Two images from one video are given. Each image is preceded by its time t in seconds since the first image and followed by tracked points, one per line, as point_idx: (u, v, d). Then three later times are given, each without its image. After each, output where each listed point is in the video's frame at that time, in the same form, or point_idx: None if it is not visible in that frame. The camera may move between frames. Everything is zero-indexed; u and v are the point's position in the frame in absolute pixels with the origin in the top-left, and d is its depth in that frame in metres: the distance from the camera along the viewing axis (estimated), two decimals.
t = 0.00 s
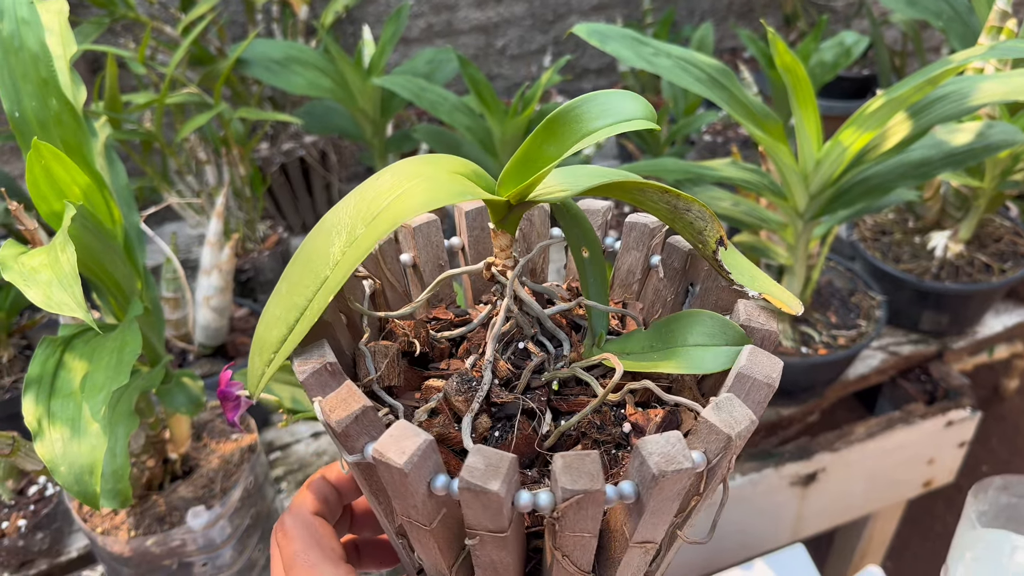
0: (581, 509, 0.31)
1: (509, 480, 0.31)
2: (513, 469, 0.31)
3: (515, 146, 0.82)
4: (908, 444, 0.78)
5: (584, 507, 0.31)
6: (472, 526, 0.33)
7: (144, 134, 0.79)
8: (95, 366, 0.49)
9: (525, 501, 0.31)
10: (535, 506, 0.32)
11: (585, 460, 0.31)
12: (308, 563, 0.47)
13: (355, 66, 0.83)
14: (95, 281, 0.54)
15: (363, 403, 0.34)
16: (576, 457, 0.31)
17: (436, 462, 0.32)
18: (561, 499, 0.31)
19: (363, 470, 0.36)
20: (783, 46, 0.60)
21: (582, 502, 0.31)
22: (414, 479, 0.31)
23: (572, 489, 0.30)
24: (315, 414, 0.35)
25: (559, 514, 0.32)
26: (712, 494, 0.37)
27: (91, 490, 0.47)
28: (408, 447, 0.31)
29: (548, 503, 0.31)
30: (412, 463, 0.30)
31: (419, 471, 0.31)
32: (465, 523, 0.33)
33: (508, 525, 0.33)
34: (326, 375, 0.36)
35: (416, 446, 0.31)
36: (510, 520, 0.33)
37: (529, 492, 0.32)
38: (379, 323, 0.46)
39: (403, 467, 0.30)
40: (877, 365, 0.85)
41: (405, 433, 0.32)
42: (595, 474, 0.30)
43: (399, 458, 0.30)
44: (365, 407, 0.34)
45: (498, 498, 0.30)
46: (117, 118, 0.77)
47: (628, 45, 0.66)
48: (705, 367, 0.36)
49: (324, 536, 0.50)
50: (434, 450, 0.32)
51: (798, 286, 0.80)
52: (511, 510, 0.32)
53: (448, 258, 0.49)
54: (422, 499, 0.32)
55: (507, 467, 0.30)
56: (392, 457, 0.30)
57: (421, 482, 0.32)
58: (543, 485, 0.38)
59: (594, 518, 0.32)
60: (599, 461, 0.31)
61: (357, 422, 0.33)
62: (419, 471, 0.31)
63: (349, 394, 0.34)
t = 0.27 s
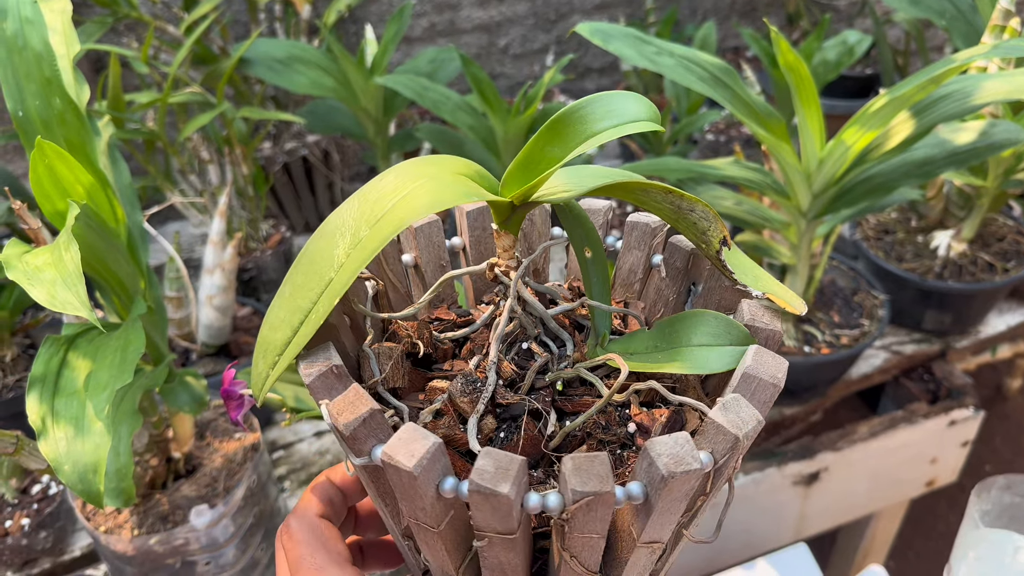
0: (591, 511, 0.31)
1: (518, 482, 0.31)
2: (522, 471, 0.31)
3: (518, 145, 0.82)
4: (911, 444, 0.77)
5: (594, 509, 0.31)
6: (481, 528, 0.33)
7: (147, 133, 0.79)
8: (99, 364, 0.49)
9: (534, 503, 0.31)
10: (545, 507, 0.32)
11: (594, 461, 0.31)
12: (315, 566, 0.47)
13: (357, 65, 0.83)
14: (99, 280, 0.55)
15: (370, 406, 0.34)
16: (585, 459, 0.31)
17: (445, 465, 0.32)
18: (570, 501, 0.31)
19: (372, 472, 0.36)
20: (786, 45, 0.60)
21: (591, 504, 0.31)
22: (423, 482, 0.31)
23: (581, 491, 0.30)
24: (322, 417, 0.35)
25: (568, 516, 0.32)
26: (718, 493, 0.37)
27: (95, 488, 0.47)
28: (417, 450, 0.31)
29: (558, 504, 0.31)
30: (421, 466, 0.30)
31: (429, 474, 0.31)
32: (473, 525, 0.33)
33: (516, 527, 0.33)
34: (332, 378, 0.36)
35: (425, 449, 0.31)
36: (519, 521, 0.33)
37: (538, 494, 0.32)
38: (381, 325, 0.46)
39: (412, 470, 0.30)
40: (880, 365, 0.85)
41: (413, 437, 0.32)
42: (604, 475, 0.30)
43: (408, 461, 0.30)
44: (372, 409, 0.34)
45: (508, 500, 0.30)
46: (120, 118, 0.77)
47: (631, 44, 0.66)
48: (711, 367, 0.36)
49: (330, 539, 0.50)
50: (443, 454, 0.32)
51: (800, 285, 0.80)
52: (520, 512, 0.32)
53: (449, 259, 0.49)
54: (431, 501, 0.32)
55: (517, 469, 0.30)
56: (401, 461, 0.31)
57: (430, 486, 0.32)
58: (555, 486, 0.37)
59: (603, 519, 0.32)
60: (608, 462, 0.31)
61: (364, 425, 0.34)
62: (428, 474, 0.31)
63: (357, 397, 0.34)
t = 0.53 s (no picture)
0: (587, 508, 0.31)
1: (515, 479, 0.31)
2: (519, 468, 0.31)
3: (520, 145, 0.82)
4: (913, 443, 0.77)
5: (590, 506, 0.31)
6: (478, 525, 0.33)
7: (149, 133, 0.80)
8: (102, 363, 0.50)
9: (532, 500, 0.31)
10: (541, 504, 0.32)
11: (590, 458, 0.31)
12: (316, 563, 0.47)
13: (359, 65, 0.83)
14: (101, 280, 0.55)
15: (369, 404, 0.34)
16: (582, 456, 0.31)
17: (443, 462, 0.32)
18: (567, 498, 0.31)
19: (370, 469, 0.36)
20: (788, 44, 0.60)
21: (587, 501, 0.31)
22: (420, 478, 0.31)
23: (578, 488, 0.30)
24: (321, 415, 0.35)
25: (565, 513, 0.32)
26: (717, 491, 0.37)
27: (98, 487, 0.47)
28: (414, 447, 0.31)
29: (554, 501, 0.31)
30: (417, 463, 0.30)
31: (426, 471, 0.31)
32: (471, 522, 0.33)
33: (513, 524, 0.33)
34: (331, 377, 0.36)
35: (421, 446, 0.31)
36: (516, 518, 0.33)
37: (535, 491, 0.32)
38: (383, 324, 0.46)
39: (409, 467, 0.30)
40: (882, 364, 0.84)
41: (409, 434, 0.32)
42: (600, 472, 0.30)
43: (405, 458, 0.30)
44: (371, 407, 0.34)
45: (504, 497, 0.30)
46: (122, 117, 0.77)
47: (633, 44, 0.66)
48: (709, 365, 0.36)
49: (331, 537, 0.50)
50: (439, 451, 0.32)
51: (802, 285, 0.80)
52: (516, 508, 0.31)
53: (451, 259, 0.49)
54: (428, 498, 0.32)
55: (513, 466, 0.30)
56: (398, 457, 0.31)
57: (427, 482, 0.32)
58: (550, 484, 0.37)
59: (600, 516, 0.32)
60: (604, 460, 0.31)
61: (363, 423, 0.34)
62: (424, 471, 0.31)
63: (356, 396, 0.34)
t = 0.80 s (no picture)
0: (588, 504, 0.31)
1: (516, 475, 0.31)
2: (522, 465, 0.31)
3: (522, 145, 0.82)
4: (915, 443, 0.77)
5: (591, 502, 0.31)
6: (480, 520, 0.33)
7: (152, 133, 0.80)
8: (104, 364, 0.50)
9: (533, 497, 0.31)
10: (542, 501, 0.32)
11: (592, 456, 0.31)
12: (319, 558, 0.47)
13: (361, 65, 0.83)
14: (104, 280, 0.55)
15: (372, 399, 0.34)
16: (584, 453, 0.31)
17: (445, 458, 0.32)
18: (568, 494, 0.31)
19: (373, 463, 0.36)
20: (790, 44, 0.60)
21: (589, 498, 0.31)
22: (422, 474, 0.31)
23: (579, 484, 0.30)
24: (325, 409, 0.35)
25: (566, 510, 0.32)
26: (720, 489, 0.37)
27: (100, 487, 0.47)
28: (416, 442, 0.31)
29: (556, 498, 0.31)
30: (419, 458, 0.30)
31: (428, 466, 0.31)
32: (473, 518, 0.33)
33: (515, 520, 0.33)
34: (335, 371, 0.36)
35: (424, 441, 0.31)
36: (518, 515, 0.33)
37: (537, 487, 0.32)
38: (387, 319, 0.46)
39: (410, 462, 0.30)
40: (885, 364, 0.84)
41: (412, 430, 0.32)
42: (602, 469, 0.30)
43: (407, 453, 0.30)
44: (374, 402, 0.34)
45: (505, 493, 0.30)
46: (125, 118, 0.77)
47: (634, 44, 0.66)
48: (713, 363, 0.36)
49: (333, 531, 0.50)
50: (442, 447, 0.32)
51: (804, 284, 0.80)
52: (517, 504, 0.32)
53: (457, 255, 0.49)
54: (430, 493, 0.32)
55: (515, 463, 0.30)
56: (400, 452, 0.31)
57: (429, 477, 0.32)
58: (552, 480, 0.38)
59: (602, 514, 0.32)
60: (607, 457, 0.31)
61: (366, 417, 0.34)
62: (426, 467, 0.31)
63: (359, 390, 0.34)
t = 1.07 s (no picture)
0: (603, 508, 0.32)
1: (532, 478, 0.31)
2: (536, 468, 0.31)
3: (524, 145, 0.82)
4: (917, 443, 0.77)
5: (606, 506, 0.31)
6: (493, 523, 0.33)
7: (154, 134, 0.80)
8: (107, 364, 0.50)
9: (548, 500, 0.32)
10: (556, 504, 0.32)
11: (608, 459, 0.31)
12: (325, 560, 0.47)
13: (363, 66, 0.84)
14: (106, 280, 0.55)
15: (384, 402, 0.34)
16: (600, 457, 0.31)
17: (458, 461, 0.32)
18: (584, 498, 0.31)
19: (383, 465, 0.37)
20: (790, 44, 0.61)
21: (604, 501, 0.31)
22: (437, 477, 0.31)
23: (596, 488, 0.30)
24: (336, 412, 0.36)
25: (580, 513, 0.32)
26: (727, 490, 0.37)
27: (103, 487, 0.47)
28: (431, 445, 0.31)
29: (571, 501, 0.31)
30: (434, 462, 0.31)
31: (442, 469, 0.31)
32: (485, 520, 0.34)
33: (528, 523, 0.33)
34: (344, 372, 0.36)
35: (438, 445, 0.31)
36: (531, 518, 0.33)
37: (550, 490, 0.32)
38: (391, 319, 0.46)
39: (426, 465, 0.30)
40: (886, 364, 0.84)
41: (427, 433, 0.32)
42: (618, 473, 0.30)
43: (422, 457, 0.31)
44: (386, 405, 0.34)
45: (521, 496, 0.30)
46: (127, 118, 0.77)
47: (636, 44, 0.66)
48: (718, 365, 0.36)
49: (339, 531, 0.50)
50: (456, 450, 0.32)
51: (806, 284, 0.80)
52: (532, 507, 0.32)
53: (458, 254, 0.50)
54: (443, 496, 0.33)
55: (531, 466, 0.30)
56: (415, 455, 0.31)
57: (443, 481, 0.32)
58: (566, 484, 0.37)
59: (615, 517, 0.33)
60: (621, 460, 0.31)
61: (377, 420, 0.34)
62: (440, 470, 0.31)
63: (371, 392, 0.34)
